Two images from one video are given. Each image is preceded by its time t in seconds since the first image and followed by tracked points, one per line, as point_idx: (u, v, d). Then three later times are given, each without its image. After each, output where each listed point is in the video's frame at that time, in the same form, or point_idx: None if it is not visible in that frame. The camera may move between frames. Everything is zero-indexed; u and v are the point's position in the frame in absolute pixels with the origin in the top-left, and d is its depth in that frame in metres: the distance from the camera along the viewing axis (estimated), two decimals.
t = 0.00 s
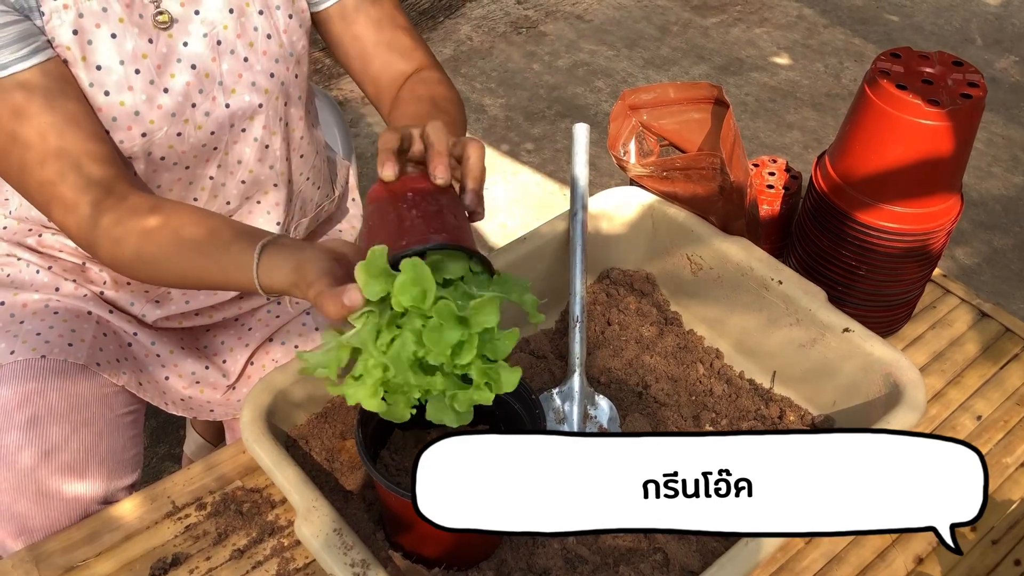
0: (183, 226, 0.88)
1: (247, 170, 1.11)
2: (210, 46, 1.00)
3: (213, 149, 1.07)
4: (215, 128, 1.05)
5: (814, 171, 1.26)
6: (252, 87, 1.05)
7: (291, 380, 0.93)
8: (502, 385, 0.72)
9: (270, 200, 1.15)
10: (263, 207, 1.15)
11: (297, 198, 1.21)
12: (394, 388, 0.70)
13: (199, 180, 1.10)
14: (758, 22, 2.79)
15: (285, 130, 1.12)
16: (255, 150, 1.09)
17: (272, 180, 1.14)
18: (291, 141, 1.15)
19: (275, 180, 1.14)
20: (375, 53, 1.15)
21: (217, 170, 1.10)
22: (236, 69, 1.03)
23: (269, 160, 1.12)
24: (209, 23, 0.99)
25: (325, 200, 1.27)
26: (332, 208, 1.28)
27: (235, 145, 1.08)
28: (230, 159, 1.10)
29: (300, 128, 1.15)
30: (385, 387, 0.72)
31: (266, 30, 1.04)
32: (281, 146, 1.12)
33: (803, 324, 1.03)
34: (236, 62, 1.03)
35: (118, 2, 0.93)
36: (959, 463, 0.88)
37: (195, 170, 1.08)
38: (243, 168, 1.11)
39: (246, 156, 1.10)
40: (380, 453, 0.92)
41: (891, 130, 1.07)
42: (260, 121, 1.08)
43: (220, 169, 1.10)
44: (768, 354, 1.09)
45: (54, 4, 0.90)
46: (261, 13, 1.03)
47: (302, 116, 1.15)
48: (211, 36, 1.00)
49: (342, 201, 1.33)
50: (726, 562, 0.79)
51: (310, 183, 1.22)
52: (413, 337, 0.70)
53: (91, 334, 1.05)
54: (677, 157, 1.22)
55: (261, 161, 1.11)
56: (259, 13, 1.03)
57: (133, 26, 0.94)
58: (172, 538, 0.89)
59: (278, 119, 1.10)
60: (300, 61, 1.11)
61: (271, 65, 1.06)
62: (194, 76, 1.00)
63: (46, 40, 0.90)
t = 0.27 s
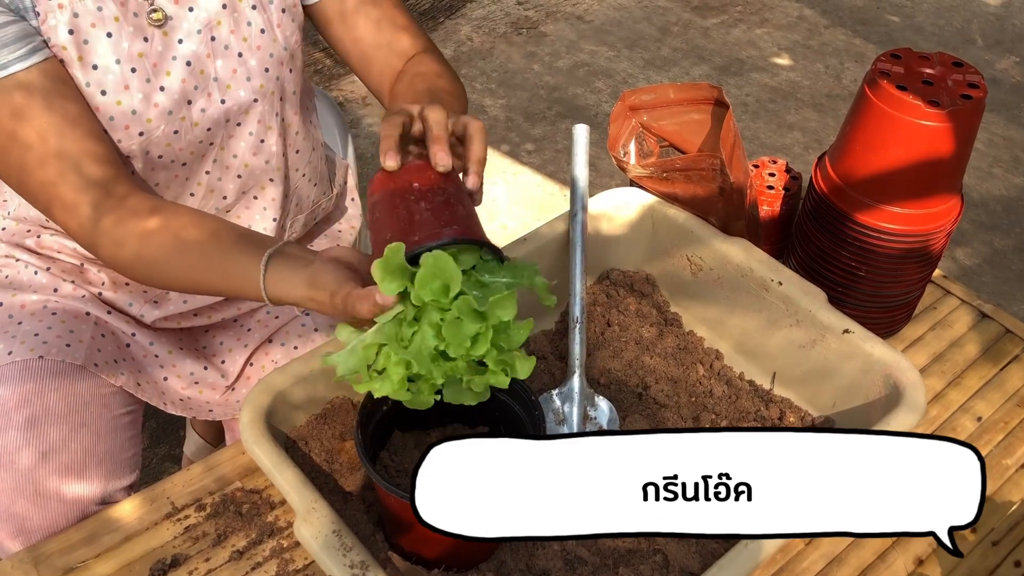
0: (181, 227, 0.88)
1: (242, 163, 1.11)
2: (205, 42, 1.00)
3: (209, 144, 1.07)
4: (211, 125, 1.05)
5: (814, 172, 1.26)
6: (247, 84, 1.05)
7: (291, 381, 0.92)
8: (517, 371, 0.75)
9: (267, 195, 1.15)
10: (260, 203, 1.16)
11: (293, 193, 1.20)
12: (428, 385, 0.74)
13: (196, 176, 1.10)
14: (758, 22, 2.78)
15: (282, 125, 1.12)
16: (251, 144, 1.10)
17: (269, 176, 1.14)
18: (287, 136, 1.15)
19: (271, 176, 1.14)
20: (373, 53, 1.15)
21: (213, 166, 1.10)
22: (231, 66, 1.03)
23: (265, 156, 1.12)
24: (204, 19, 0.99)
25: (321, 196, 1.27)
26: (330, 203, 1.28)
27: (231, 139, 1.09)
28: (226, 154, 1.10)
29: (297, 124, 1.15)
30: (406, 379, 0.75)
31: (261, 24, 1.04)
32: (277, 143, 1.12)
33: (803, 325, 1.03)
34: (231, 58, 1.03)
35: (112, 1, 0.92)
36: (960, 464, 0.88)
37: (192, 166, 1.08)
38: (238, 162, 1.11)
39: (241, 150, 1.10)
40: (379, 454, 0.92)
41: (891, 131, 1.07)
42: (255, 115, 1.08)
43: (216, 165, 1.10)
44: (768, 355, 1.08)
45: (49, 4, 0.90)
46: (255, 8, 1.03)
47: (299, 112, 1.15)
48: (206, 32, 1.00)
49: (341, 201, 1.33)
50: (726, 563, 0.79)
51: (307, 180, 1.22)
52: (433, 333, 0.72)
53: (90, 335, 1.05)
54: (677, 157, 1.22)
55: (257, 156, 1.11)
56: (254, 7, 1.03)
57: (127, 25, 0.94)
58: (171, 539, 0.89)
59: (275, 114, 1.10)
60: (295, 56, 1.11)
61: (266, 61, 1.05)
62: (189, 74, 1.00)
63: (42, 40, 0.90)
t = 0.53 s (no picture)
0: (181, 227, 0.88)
1: (241, 158, 1.11)
2: (203, 39, 1.00)
3: (208, 142, 1.07)
4: (210, 122, 1.05)
5: (814, 174, 1.26)
6: (247, 81, 1.05)
7: (290, 382, 0.92)
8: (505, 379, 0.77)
9: (266, 193, 1.15)
10: (259, 200, 1.15)
11: (293, 191, 1.20)
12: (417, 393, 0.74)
13: (195, 174, 1.10)
14: (759, 23, 2.78)
15: (282, 124, 1.12)
16: (250, 142, 1.10)
17: (268, 175, 1.14)
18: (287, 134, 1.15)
19: (270, 173, 1.14)
20: (373, 54, 1.15)
21: (212, 164, 1.10)
22: (231, 64, 1.03)
23: (263, 153, 1.12)
24: (203, 17, 0.99)
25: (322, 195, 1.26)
26: (330, 203, 1.28)
27: (230, 137, 1.09)
28: (225, 151, 1.10)
29: (297, 122, 1.15)
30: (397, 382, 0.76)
31: (260, 22, 1.04)
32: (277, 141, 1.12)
33: (803, 326, 1.03)
34: (231, 56, 1.03)
35: None
36: (960, 464, 0.88)
37: (191, 164, 1.08)
38: (237, 158, 1.11)
39: (240, 146, 1.10)
40: (379, 455, 0.92)
41: (892, 132, 1.07)
42: (254, 112, 1.08)
43: (214, 162, 1.10)
44: (768, 357, 1.08)
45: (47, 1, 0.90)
46: (255, 5, 1.03)
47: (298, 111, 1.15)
48: (205, 30, 1.00)
49: (340, 201, 1.33)
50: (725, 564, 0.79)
51: (307, 179, 1.22)
52: (431, 345, 0.73)
53: (89, 335, 1.05)
54: (677, 158, 1.22)
55: (256, 153, 1.11)
56: (252, 6, 1.03)
57: (126, 22, 0.94)
58: (171, 539, 0.89)
59: (275, 112, 1.10)
60: (295, 53, 1.11)
61: (266, 59, 1.05)
62: (188, 72, 1.00)
63: (40, 36, 0.90)
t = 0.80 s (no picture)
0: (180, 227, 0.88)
1: (244, 158, 1.11)
2: (208, 41, 1.00)
3: (213, 143, 1.07)
4: (215, 124, 1.05)
5: (814, 174, 1.26)
6: (251, 82, 1.05)
7: (289, 383, 0.92)
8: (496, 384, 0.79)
9: (267, 193, 1.16)
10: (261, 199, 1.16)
11: (295, 191, 1.20)
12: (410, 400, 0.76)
13: (198, 174, 1.10)
14: (759, 24, 2.78)
15: (285, 124, 1.12)
16: (254, 141, 1.10)
17: (270, 174, 1.14)
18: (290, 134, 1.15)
19: (272, 173, 1.14)
20: (373, 54, 1.15)
21: (215, 164, 1.10)
22: (235, 65, 1.03)
23: (267, 153, 1.12)
24: (208, 19, 0.99)
25: (322, 194, 1.27)
26: (331, 202, 1.29)
27: (233, 138, 1.09)
28: (229, 152, 1.10)
29: (300, 122, 1.15)
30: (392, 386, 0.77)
31: (264, 24, 1.04)
32: (280, 142, 1.12)
33: (802, 327, 1.03)
34: (235, 58, 1.03)
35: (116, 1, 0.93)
36: (959, 465, 0.88)
37: (195, 165, 1.08)
38: (240, 158, 1.11)
39: (243, 147, 1.10)
40: (378, 455, 0.92)
41: (892, 133, 1.07)
42: (259, 113, 1.08)
43: (217, 163, 1.10)
44: (767, 358, 1.08)
45: (54, 5, 0.89)
46: (258, 6, 1.03)
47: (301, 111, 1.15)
48: (209, 32, 1.00)
49: (340, 201, 1.33)
50: (724, 565, 0.79)
51: (308, 179, 1.22)
52: (425, 353, 0.74)
53: (90, 334, 1.05)
54: (677, 159, 1.22)
55: (259, 152, 1.12)
56: (256, 6, 1.03)
57: (132, 25, 0.94)
58: (170, 540, 0.89)
59: (279, 112, 1.10)
60: (298, 54, 1.11)
61: (270, 60, 1.06)
62: (193, 74, 1.00)
63: (48, 41, 0.89)
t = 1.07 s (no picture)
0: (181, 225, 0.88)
1: (246, 159, 1.12)
2: (210, 41, 1.00)
3: (215, 144, 1.08)
4: (217, 124, 1.05)
5: (814, 174, 1.26)
6: (253, 82, 1.05)
7: (290, 382, 0.93)
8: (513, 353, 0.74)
9: (268, 194, 1.16)
10: (263, 199, 1.16)
11: (296, 191, 1.21)
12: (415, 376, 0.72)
13: (200, 174, 1.10)
14: (759, 24, 2.79)
15: (287, 124, 1.12)
16: (256, 142, 1.10)
17: (272, 174, 1.14)
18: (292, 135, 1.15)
19: (274, 173, 1.14)
20: (373, 53, 1.15)
21: (217, 165, 1.10)
22: (236, 65, 1.03)
23: (269, 152, 1.12)
24: (209, 19, 0.99)
25: (324, 194, 1.27)
26: (332, 202, 1.29)
27: (235, 138, 1.09)
28: (231, 152, 1.10)
29: (302, 122, 1.16)
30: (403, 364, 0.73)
31: (264, 23, 1.03)
32: (281, 143, 1.12)
33: (802, 327, 1.03)
34: (237, 58, 1.03)
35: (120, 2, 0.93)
36: (961, 466, 0.90)
37: (196, 166, 1.09)
38: (242, 158, 1.11)
39: (245, 148, 1.10)
40: (379, 455, 0.92)
41: (892, 133, 1.07)
42: (261, 113, 1.08)
43: (219, 163, 1.11)
44: (767, 358, 1.09)
45: (57, 4, 0.89)
46: (259, 6, 1.02)
47: (303, 111, 1.15)
48: (211, 32, 1.00)
49: (341, 201, 1.33)
50: (725, 564, 0.79)
51: (309, 179, 1.22)
52: (432, 326, 0.70)
53: (91, 335, 1.05)
54: (677, 159, 1.22)
55: (260, 153, 1.12)
56: (257, 6, 1.02)
57: (134, 25, 0.95)
58: (170, 539, 0.89)
59: (282, 112, 1.10)
60: (300, 53, 1.11)
61: (271, 60, 1.06)
62: (195, 74, 1.00)
63: (51, 39, 0.89)
